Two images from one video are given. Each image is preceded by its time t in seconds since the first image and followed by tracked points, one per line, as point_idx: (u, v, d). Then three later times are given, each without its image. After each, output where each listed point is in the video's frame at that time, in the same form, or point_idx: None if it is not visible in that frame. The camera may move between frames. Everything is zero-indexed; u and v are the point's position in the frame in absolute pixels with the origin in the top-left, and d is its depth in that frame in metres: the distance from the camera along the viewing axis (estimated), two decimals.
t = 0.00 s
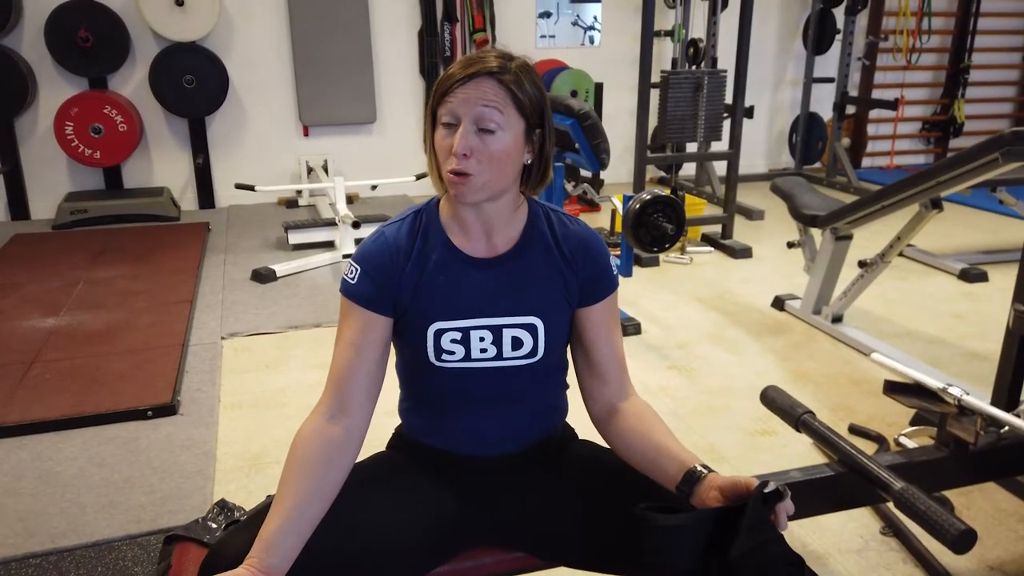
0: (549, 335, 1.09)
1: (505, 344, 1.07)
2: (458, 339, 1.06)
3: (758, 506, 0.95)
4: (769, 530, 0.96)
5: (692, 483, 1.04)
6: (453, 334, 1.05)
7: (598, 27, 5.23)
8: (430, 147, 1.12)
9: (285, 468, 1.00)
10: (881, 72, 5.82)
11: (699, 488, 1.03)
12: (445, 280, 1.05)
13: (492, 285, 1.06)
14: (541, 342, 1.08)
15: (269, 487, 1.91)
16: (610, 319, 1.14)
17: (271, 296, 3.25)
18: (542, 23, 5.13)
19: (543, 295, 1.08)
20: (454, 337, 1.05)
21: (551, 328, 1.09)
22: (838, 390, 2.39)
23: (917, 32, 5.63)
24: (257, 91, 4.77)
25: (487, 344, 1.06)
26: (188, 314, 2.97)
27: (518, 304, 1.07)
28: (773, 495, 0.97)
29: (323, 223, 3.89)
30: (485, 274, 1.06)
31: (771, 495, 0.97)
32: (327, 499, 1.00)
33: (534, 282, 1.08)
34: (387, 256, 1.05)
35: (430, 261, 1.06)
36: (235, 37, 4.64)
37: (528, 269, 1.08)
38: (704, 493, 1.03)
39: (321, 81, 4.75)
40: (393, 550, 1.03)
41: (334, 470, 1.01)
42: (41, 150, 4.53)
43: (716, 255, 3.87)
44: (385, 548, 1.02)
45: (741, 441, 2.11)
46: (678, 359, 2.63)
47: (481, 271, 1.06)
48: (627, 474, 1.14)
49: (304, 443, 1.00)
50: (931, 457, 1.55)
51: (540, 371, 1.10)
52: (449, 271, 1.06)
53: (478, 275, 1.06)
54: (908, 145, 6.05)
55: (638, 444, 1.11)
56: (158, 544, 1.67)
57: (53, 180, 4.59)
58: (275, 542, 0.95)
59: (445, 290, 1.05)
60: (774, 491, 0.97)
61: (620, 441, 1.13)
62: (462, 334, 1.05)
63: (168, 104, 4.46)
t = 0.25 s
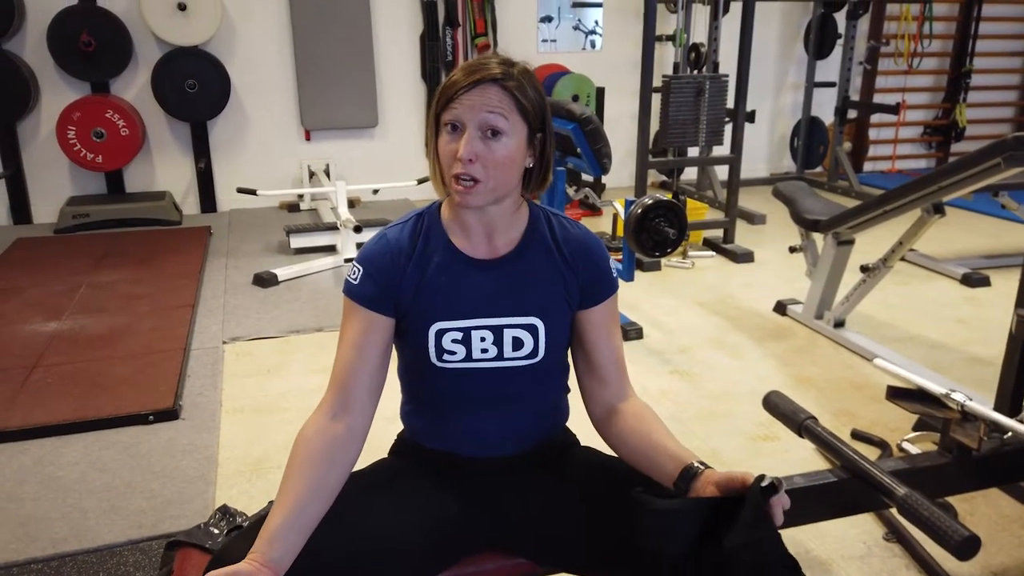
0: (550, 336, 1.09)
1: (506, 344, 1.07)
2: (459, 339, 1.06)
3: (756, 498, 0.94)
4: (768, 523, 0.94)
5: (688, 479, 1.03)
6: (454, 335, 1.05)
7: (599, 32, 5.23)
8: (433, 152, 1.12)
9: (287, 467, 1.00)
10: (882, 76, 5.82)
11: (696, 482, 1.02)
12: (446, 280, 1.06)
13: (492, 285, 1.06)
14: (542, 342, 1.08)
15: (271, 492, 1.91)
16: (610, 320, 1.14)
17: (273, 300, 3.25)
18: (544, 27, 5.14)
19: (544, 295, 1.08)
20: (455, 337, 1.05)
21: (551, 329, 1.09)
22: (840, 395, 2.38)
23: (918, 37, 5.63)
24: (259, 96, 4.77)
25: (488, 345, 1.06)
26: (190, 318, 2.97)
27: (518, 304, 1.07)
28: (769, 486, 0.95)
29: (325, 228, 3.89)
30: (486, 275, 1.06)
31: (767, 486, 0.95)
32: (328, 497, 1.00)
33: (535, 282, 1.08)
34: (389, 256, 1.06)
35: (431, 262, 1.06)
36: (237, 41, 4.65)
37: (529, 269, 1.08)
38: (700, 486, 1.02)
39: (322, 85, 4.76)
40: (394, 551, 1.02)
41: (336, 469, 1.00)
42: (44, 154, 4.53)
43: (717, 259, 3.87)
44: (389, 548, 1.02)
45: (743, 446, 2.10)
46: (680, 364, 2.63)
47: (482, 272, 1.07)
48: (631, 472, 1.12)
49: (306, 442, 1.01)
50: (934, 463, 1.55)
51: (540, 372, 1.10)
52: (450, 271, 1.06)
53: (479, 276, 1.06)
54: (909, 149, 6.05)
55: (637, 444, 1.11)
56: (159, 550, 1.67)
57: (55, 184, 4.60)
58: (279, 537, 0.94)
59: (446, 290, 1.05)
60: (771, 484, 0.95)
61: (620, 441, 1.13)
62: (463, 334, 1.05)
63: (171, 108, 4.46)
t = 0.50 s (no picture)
0: (550, 336, 1.08)
1: (506, 345, 1.07)
2: (460, 339, 1.05)
3: (744, 501, 0.92)
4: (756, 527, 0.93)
5: (679, 481, 1.03)
6: (454, 335, 1.05)
7: (601, 36, 5.24)
8: (433, 155, 1.12)
9: (288, 467, 0.99)
10: (884, 80, 5.82)
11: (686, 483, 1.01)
12: (446, 281, 1.05)
13: (492, 286, 1.06)
14: (542, 343, 1.08)
15: (272, 496, 1.90)
16: (609, 321, 1.14)
17: (274, 304, 3.25)
18: (546, 31, 5.15)
19: (544, 295, 1.07)
20: (455, 337, 1.05)
21: (551, 330, 1.08)
22: (842, 399, 2.38)
23: (919, 41, 5.64)
24: (261, 99, 4.78)
25: (488, 345, 1.06)
26: (191, 321, 2.96)
27: (518, 304, 1.06)
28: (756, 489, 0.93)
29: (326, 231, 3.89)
30: (486, 275, 1.06)
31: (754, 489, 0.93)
32: (329, 497, 0.99)
33: (535, 283, 1.07)
34: (390, 257, 1.06)
35: (432, 262, 1.06)
36: (239, 45, 4.66)
37: (528, 270, 1.08)
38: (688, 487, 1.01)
39: (324, 88, 4.76)
40: (395, 552, 1.00)
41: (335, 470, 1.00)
42: (46, 158, 4.54)
43: (719, 263, 3.87)
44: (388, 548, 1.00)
45: (745, 451, 2.10)
46: (682, 368, 2.63)
47: (482, 273, 1.06)
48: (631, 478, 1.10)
49: (307, 443, 1.01)
50: (937, 468, 1.55)
51: (541, 373, 1.09)
52: (450, 271, 1.06)
53: (479, 276, 1.06)
54: (911, 153, 6.05)
55: (631, 447, 1.11)
56: (160, 554, 1.66)
57: (57, 187, 4.60)
58: (281, 534, 0.94)
59: (447, 290, 1.05)
60: (758, 487, 0.94)
61: (615, 444, 1.13)
62: (463, 334, 1.05)
63: (172, 112, 4.47)
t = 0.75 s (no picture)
0: (551, 333, 1.09)
1: (507, 341, 1.07)
2: (461, 335, 1.06)
3: (735, 489, 0.93)
4: (749, 514, 0.94)
5: (676, 471, 1.04)
6: (455, 331, 1.06)
7: (602, 37, 5.25)
8: (435, 157, 1.12)
9: (293, 465, 1.00)
10: (885, 82, 5.83)
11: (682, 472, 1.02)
12: (447, 278, 1.06)
13: (493, 283, 1.07)
14: (542, 339, 1.08)
15: (274, 496, 1.91)
16: (609, 317, 1.15)
17: (276, 305, 3.26)
18: (547, 33, 5.16)
19: (544, 293, 1.08)
20: (456, 334, 1.06)
21: (552, 326, 1.09)
22: (843, 400, 2.38)
23: (920, 42, 5.65)
24: (263, 101, 4.79)
25: (489, 341, 1.07)
26: (193, 322, 2.97)
27: (519, 300, 1.07)
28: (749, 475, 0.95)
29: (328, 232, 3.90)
30: (487, 273, 1.07)
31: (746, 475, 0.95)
32: (332, 495, 1.00)
33: (536, 279, 1.08)
34: (391, 255, 1.06)
35: (432, 260, 1.07)
36: (241, 47, 4.67)
37: (528, 267, 1.08)
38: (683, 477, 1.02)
39: (326, 90, 4.77)
40: (396, 550, 1.01)
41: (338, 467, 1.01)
42: (48, 159, 4.55)
43: (720, 264, 3.87)
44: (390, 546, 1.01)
45: (746, 451, 2.10)
46: (683, 369, 2.63)
47: (483, 270, 1.07)
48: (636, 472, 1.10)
49: (310, 440, 1.01)
50: (937, 468, 1.55)
51: (541, 369, 1.10)
52: (451, 269, 1.07)
53: (480, 273, 1.07)
54: (912, 155, 6.05)
55: (631, 440, 1.12)
56: (163, 554, 1.67)
57: (60, 188, 4.62)
58: (285, 529, 0.95)
59: (448, 288, 1.06)
60: (751, 473, 0.95)
61: (615, 438, 1.14)
62: (465, 330, 1.06)
63: (175, 114, 4.48)
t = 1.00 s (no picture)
0: (555, 335, 1.09)
1: (511, 343, 1.07)
2: (465, 337, 1.06)
3: (738, 486, 0.93)
4: (752, 512, 0.93)
5: (680, 470, 1.04)
6: (459, 333, 1.06)
7: (603, 40, 5.25)
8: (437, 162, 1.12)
9: (298, 466, 1.00)
10: (886, 84, 5.83)
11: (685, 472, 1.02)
12: (452, 281, 1.06)
13: (497, 285, 1.07)
14: (546, 341, 1.09)
15: (276, 499, 1.91)
16: (612, 319, 1.15)
17: (278, 307, 3.26)
18: (549, 35, 5.17)
19: (548, 295, 1.08)
20: (461, 336, 1.06)
21: (556, 328, 1.09)
22: (845, 403, 2.38)
23: (922, 45, 5.64)
24: (265, 104, 4.80)
25: (493, 343, 1.07)
26: (196, 324, 2.98)
27: (523, 302, 1.07)
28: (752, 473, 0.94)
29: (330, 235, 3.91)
30: (491, 275, 1.07)
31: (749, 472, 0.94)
32: (337, 496, 1.00)
33: (540, 281, 1.08)
34: (395, 258, 1.07)
35: (436, 262, 1.07)
36: (243, 49, 4.67)
37: (532, 268, 1.09)
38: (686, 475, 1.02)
39: (327, 92, 4.78)
40: (399, 553, 1.01)
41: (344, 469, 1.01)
42: (51, 161, 4.56)
43: (721, 267, 3.87)
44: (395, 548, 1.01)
45: (748, 454, 2.10)
46: (685, 372, 2.63)
47: (487, 272, 1.07)
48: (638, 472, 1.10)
49: (316, 442, 1.01)
50: (941, 471, 1.55)
51: (545, 371, 1.10)
52: (455, 271, 1.07)
53: (484, 276, 1.07)
54: (914, 157, 6.04)
55: (634, 438, 1.12)
56: (166, 556, 1.67)
57: (62, 190, 4.62)
58: (292, 530, 0.94)
59: (452, 290, 1.06)
60: (754, 470, 0.94)
61: (618, 438, 1.14)
62: (469, 332, 1.06)
63: (177, 116, 4.49)
